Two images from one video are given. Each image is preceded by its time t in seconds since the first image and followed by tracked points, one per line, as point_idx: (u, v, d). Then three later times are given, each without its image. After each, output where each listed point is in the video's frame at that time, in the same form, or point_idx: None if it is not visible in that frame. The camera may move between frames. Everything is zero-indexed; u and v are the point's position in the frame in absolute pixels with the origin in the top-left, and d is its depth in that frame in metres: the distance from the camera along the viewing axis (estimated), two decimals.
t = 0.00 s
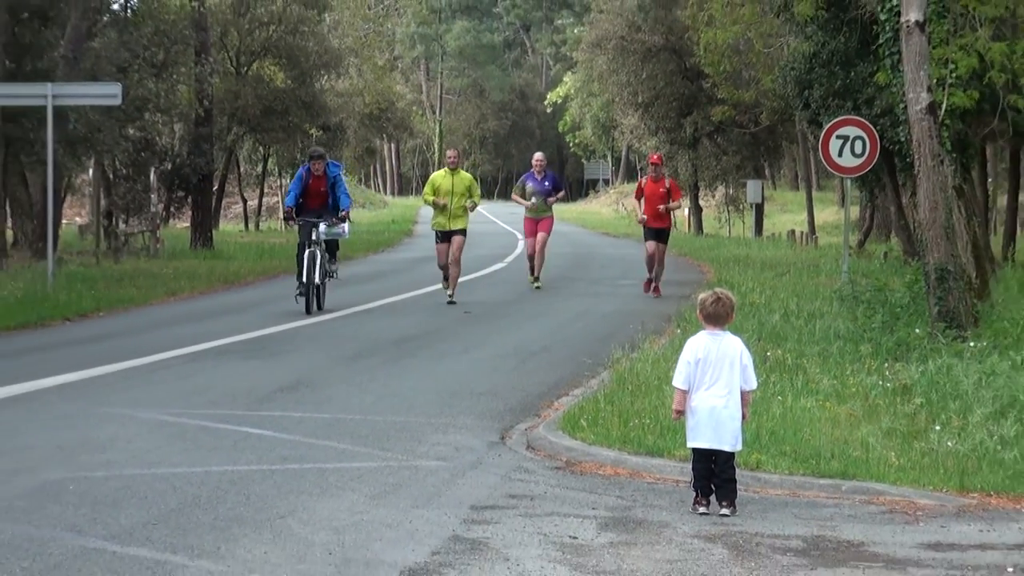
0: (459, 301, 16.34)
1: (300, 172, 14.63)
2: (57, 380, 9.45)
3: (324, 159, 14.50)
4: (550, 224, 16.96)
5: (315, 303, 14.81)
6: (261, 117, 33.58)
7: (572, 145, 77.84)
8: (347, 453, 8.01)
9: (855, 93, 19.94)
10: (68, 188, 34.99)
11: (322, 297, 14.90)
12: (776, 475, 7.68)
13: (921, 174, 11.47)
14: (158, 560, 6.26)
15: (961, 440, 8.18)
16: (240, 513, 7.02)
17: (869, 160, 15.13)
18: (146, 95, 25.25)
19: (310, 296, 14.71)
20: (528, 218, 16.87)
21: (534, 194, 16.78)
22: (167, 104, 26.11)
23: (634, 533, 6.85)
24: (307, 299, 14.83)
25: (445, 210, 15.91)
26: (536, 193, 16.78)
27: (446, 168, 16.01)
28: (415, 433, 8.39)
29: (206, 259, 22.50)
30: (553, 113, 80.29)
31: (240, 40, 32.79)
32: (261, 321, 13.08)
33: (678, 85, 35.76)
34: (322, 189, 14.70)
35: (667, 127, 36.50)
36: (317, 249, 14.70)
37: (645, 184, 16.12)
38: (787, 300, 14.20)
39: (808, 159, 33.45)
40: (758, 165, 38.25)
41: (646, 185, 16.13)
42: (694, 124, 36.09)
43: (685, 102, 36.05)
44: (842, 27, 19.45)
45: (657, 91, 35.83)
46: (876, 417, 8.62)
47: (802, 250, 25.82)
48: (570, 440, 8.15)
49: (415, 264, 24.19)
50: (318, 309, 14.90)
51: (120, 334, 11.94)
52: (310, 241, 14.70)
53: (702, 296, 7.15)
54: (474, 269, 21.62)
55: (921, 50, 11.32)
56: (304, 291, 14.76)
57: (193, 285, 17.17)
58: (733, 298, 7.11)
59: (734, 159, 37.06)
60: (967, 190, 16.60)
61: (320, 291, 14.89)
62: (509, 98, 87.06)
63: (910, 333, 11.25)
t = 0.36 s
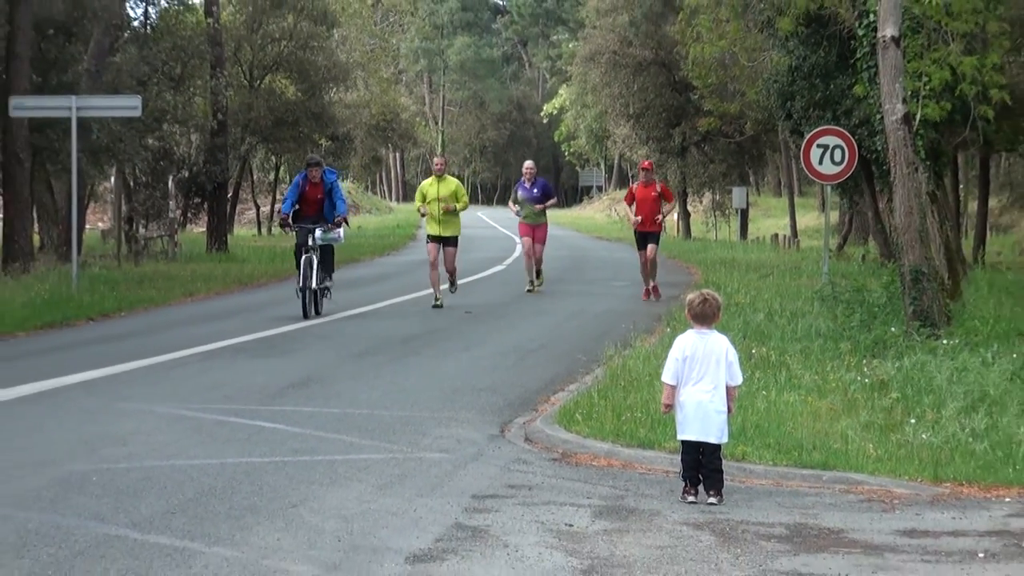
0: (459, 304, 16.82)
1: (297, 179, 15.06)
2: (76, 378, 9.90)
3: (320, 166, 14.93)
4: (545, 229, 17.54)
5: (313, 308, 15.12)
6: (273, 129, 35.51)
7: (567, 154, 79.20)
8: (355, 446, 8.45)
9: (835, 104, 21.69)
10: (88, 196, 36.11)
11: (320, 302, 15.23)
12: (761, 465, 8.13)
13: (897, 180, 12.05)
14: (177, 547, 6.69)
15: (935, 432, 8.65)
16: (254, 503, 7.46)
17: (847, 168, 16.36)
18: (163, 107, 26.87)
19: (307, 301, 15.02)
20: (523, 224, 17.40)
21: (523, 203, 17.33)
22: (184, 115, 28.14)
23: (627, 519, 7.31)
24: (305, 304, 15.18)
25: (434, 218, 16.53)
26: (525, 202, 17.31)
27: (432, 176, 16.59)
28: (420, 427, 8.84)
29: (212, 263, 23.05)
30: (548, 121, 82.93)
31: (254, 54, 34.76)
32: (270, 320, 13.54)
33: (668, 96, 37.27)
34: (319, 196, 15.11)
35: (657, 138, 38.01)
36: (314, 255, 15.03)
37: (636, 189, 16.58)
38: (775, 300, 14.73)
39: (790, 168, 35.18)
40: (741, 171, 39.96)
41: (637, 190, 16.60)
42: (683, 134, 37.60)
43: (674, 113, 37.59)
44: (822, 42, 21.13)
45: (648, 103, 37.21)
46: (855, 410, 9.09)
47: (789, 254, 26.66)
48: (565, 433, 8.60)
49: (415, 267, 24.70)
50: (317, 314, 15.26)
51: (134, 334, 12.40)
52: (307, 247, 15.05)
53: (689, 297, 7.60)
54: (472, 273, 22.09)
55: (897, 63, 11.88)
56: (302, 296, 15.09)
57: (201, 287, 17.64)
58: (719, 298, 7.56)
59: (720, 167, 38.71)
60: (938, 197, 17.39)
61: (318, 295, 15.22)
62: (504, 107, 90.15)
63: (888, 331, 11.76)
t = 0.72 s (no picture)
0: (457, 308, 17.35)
1: (288, 188, 15.29)
2: (95, 377, 10.40)
3: (311, 175, 15.18)
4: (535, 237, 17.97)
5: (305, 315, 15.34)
6: (282, 140, 37.19)
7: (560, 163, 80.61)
8: (358, 441, 8.93)
9: (813, 119, 22.44)
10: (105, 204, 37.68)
11: (313, 309, 15.49)
12: (743, 460, 8.61)
13: (870, 191, 12.67)
14: (191, 536, 7.16)
15: (907, 427, 9.14)
16: (264, 495, 7.93)
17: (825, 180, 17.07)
18: (178, 121, 28.57)
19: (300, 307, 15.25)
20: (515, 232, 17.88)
21: (519, 210, 17.81)
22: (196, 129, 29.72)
23: (615, 510, 7.79)
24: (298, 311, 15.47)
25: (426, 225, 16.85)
26: (522, 210, 17.80)
27: (427, 184, 16.93)
28: (420, 424, 9.32)
29: (220, 268, 23.74)
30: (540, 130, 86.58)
31: (263, 71, 35.75)
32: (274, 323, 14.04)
33: (655, 111, 40.41)
34: (310, 204, 15.36)
35: (643, 150, 41.38)
36: (306, 263, 15.24)
37: (624, 197, 17.17)
38: (760, 304, 15.32)
39: (770, 179, 38.26)
40: (723, 182, 43.56)
41: (624, 199, 17.18)
42: (670, 148, 40.87)
43: (660, 127, 40.81)
44: (801, 60, 21.89)
45: (636, 117, 40.43)
46: (832, 407, 9.59)
47: (770, 261, 27.59)
48: (557, 430, 9.09)
49: (417, 270, 26.00)
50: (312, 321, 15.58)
51: (148, 335, 12.92)
52: (299, 255, 15.25)
53: (675, 301, 8.08)
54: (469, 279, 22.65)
55: (871, 80, 12.51)
56: (295, 303, 15.35)
57: (210, 290, 18.18)
58: (702, 302, 8.03)
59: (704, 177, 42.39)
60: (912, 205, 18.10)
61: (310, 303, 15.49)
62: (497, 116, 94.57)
63: (863, 332, 12.29)
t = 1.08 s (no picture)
0: (455, 309, 17.87)
1: (281, 193, 15.50)
2: (109, 373, 10.88)
3: (305, 181, 15.51)
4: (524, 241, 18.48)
5: (296, 319, 15.56)
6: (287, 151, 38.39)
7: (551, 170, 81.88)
8: (360, 434, 9.41)
9: (791, 128, 23.54)
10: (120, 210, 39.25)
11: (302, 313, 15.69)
12: (726, 452, 9.07)
13: (845, 198, 13.11)
14: (201, 525, 7.62)
15: (880, 422, 9.64)
16: (270, 485, 8.40)
17: (802, 186, 18.27)
18: (189, 131, 31.81)
19: (291, 311, 15.46)
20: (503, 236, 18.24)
21: (506, 217, 18.16)
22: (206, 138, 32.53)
23: (604, 499, 8.26)
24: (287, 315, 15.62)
25: (412, 229, 17.43)
26: (508, 216, 18.14)
27: (411, 191, 17.39)
28: (419, 418, 9.80)
29: (225, 270, 24.33)
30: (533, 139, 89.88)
31: (270, 83, 37.05)
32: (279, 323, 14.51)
33: (642, 122, 42.52)
34: (302, 209, 15.68)
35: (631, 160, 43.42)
36: (297, 266, 15.52)
37: (611, 202, 17.54)
38: (747, 304, 15.88)
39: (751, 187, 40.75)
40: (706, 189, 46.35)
41: (612, 204, 17.56)
42: (655, 157, 42.98)
43: (646, 137, 42.86)
44: (780, 73, 22.92)
45: (624, 127, 42.55)
46: (809, 402, 10.09)
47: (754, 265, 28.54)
48: (548, 423, 9.59)
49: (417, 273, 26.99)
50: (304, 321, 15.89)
51: (159, 334, 13.41)
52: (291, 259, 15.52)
53: (663, 301, 8.53)
54: (465, 282, 23.21)
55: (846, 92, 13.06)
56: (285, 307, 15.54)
57: (217, 291, 18.70)
58: (688, 302, 8.49)
59: (689, 185, 44.82)
60: (887, 212, 18.85)
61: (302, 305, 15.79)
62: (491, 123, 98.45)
63: (840, 331, 12.83)
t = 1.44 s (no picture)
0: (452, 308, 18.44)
1: (268, 197, 15.73)
2: (122, 370, 11.39)
3: (291, 184, 15.66)
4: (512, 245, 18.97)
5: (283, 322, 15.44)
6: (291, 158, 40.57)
7: (543, 175, 83.26)
8: (360, 426, 9.92)
9: (770, 136, 24.99)
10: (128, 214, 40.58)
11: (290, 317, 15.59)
12: (706, 444, 9.56)
13: (820, 203, 13.69)
14: (209, 512, 8.09)
15: (853, 415, 10.16)
16: (274, 475, 8.89)
17: (779, 192, 19.60)
18: (198, 138, 32.79)
19: (278, 314, 15.37)
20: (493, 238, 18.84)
21: (497, 219, 18.80)
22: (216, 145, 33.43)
23: (591, 488, 8.75)
24: (276, 320, 15.56)
25: (403, 230, 17.66)
26: (500, 219, 18.80)
27: (403, 194, 17.83)
28: (415, 411, 10.32)
29: (229, 271, 24.95)
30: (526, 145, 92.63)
31: (275, 93, 38.34)
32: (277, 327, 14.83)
33: (627, 131, 45.16)
34: (290, 213, 15.81)
35: (617, 165, 45.92)
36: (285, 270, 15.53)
37: (596, 207, 18.11)
38: (731, 305, 16.50)
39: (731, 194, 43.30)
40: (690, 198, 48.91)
41: (597, 208, 18.12)
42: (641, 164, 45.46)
43: (633, 145, 45.44)
44: (759, 85, 24.29)
45: (610, 136, 45.24)
46: (786, 397, 10.63)
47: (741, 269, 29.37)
48: (538, 417, 10.11)
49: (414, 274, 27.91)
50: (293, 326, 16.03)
51: (169, 331, 13.95)
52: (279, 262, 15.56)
53: (649, 300, 9.02)
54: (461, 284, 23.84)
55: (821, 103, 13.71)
56: (273, 310, 15.49)
57: (223, 291, 19.23)
58: (671, 302, 8.99)
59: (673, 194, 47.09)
60: (861, 217, 19.66)
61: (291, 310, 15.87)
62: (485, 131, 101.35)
63: (816, 329, 13.43)
